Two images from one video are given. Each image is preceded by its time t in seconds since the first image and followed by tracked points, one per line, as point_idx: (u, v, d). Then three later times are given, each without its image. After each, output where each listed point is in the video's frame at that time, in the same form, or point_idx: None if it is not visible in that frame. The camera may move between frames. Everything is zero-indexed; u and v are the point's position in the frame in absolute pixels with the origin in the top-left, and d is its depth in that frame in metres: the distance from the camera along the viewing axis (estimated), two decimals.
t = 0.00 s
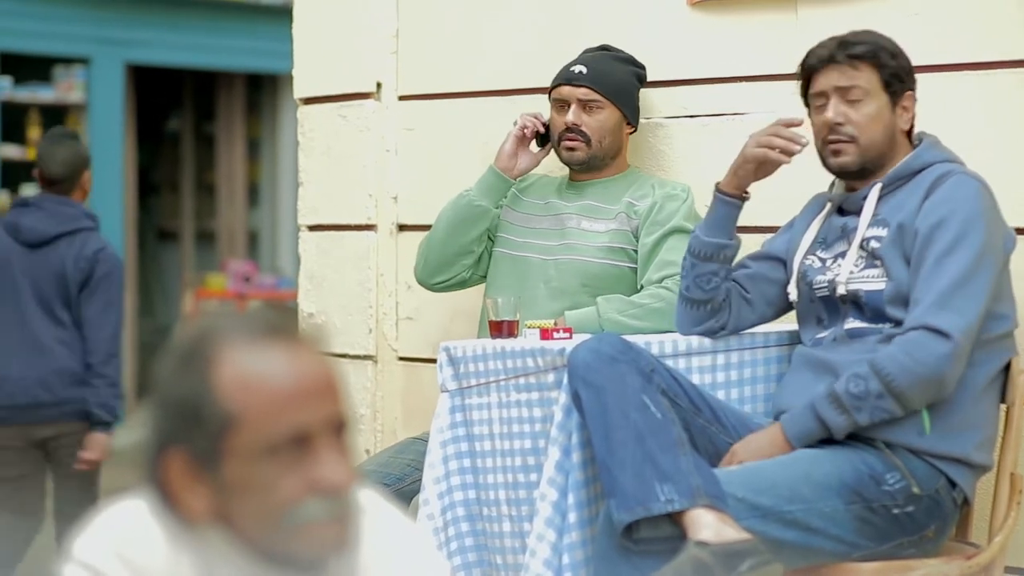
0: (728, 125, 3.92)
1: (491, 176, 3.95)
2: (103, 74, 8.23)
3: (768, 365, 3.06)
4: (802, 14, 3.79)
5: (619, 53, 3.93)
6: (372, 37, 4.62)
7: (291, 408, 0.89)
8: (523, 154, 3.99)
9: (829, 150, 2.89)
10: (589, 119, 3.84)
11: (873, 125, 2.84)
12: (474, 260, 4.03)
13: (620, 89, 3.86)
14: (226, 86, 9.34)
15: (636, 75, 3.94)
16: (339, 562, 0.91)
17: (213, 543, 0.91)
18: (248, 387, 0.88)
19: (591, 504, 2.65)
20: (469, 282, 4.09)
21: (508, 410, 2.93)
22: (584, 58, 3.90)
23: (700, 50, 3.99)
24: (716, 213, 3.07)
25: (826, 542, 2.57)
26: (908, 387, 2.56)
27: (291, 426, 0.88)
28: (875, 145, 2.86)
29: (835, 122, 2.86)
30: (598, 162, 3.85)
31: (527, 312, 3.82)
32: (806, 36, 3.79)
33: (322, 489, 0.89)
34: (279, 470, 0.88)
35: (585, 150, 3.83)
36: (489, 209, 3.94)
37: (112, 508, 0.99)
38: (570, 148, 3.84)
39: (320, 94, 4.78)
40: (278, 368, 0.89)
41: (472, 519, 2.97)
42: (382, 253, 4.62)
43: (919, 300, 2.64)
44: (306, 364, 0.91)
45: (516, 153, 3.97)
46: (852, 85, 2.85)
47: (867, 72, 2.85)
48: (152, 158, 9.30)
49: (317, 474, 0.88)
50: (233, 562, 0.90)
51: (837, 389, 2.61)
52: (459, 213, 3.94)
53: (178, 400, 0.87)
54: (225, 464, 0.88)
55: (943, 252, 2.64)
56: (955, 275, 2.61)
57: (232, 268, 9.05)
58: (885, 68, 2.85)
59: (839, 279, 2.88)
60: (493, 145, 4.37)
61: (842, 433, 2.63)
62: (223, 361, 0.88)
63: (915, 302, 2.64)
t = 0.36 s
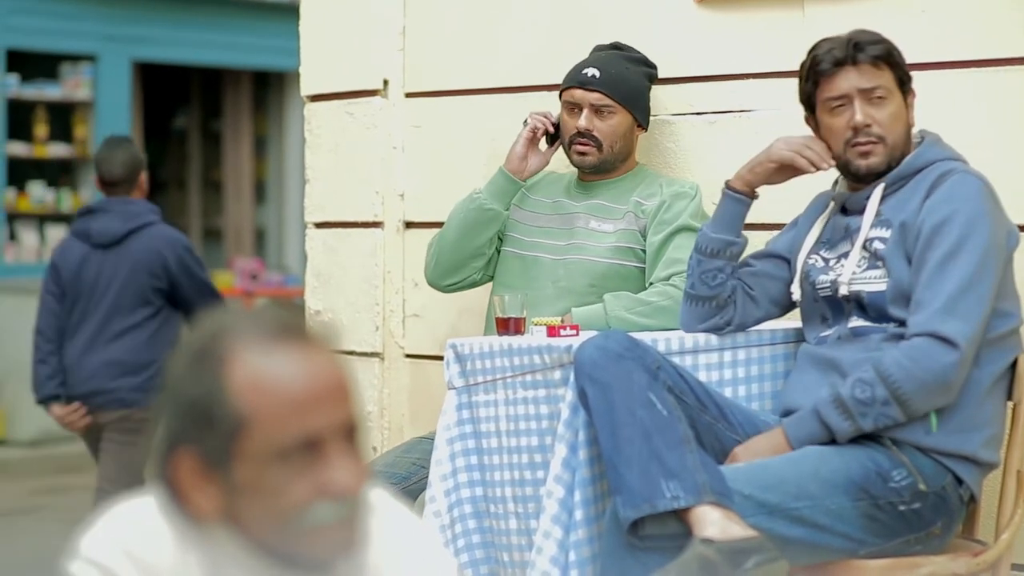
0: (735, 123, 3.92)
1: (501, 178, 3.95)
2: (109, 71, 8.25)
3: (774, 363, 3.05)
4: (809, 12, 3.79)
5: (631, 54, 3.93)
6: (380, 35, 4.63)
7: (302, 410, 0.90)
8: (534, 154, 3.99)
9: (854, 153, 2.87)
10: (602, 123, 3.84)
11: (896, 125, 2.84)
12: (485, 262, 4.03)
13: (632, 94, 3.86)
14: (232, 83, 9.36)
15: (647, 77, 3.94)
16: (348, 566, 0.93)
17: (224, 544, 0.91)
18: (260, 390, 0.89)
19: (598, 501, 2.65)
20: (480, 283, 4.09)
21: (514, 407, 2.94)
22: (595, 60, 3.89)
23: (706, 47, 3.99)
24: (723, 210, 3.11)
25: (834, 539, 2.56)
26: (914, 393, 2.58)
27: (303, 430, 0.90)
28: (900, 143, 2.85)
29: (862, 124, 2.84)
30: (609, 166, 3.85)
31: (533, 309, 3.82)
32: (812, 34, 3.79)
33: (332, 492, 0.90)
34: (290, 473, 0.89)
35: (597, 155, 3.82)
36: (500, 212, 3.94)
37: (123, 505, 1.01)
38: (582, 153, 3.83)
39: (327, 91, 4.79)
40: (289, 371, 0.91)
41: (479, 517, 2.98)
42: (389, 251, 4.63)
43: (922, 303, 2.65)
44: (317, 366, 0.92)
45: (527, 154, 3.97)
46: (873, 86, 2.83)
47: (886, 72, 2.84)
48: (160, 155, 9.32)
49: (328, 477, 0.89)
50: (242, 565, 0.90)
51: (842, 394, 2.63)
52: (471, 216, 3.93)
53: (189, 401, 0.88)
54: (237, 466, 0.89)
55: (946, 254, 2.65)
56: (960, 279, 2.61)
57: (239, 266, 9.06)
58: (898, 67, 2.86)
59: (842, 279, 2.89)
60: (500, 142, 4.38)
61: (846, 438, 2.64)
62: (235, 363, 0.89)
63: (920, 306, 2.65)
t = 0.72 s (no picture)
0: (741, 122, 3.92)
1: (507, 175, 3.95)
2: (116, 70, 8.22)
3: (781, 362, 3.04)
4: (816, 11, 3.79)
5: (632, 52, 3.92)
6: (386, 34, 4.63)
7: (308, 409, 0.91)
8: (539, 152, 3.98)
9: (861, 152, 2.87)
10: (593, 122, 3.84)
11: (902, 123, 2.84)
12: (490, 258, 4.03)
13: (624, 92, 3.86)
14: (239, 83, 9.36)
15: (647, 74, 3.92)
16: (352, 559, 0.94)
17: (228, 542, 0.91)
18: (264, 387, 0.89)
19: (605, 500, 2.65)
20: (484, 280, 4.08)
21: (522, 406, 2.93)
22: (590, 59, 3.91)
23: (713, 46, 3.98)
24: (735, 211, 3.10)
25: (840, 538, 2.56)
26: (922, 393, 2.58)
27: (307, 427, 0.90)
28: (907, 142, 2.85)
29: (868, 122, 2.83)
30: (603, 164, 3.84)
31: (539, 308, 3.82)
32: (819, 32, 3.79)
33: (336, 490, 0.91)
34: (296, 471, 0.89)
35: (590, 155, 3.82)
36: (506, 208, 3.94)
37: (128, 505, 1.00)
38: (575, 154, 3.84)
39: (334, 91, 4.79)
40: (292, 367, 0.91)
41: (486, 515, 2.97)
42: (395, 250, 4.63)
43: (931, 303, 2.64)
44: (322, 363, 0.92)
45: (532, 151, 3.97)
46: (880, 84, 2.83)
47: (892, 71, 2.84)
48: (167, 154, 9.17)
49: (333, 473, 0.90)
50: (248, 563, 0.91)
51: (850, 394, 2.62)
52: (476, 211, 3.93)
53: (194, 399, 0.87)
54: (242, 465, 0.88)
55: (954, 254, 2.64)
56: (968, 280, 2.61)
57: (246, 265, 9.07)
58: (903, 66, 2.85)
59: (849, 277, 2.88)
60: (506, 141, 4.38)
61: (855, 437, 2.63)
62: (240, 360, 0.88)
63: (929, 306, 2.64)
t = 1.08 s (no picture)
0: (747, 121, 3.92)
1: (513, 167, 3.96)
2: (121, 70, 8.21)
3: (787, 361, 3.05)
4: (821, 10, 3.78)
5: (628, 47, 3.96)
6: (392, 34, 4.64)
7: (317, 410, 0.88)
8: (544, 146, 4.00)
9: (867, 151, 2.87)
10: (585, 114, 3.88)
11: (908, 122, 2.84)
12: (491, 248, 4.02)
13: (616, 83, 3.88)
14: (244, 82, 9.33)
15: (643, 68, 3.95)
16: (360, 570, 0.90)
17: (234, 543, 0.88)
18: (272, 387, 0.86)
19: (610, 500, 2.65)
20: (485, 270, 4.07)
21: (533, 404, 2.94)
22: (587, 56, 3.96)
23: (718, 45, 3.98)
24: (743, 211, 3.09)
25: (846, 537, 2.57)
26: (928, 392, 2.58)
27: (316, 431, 0.87)
28: (913, 141, 2.85)
29: (874, 121, 2.84)
30: (596, 157, 3.85)
31: (544, 307, 3.81)
32: (825, 31, 3.78)
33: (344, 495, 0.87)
34: (301, 476, 0.86)
35: (581, 146, 3.86)
36: (508, 198, 3.95)
37: (135, 505, 1.00)
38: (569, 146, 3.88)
39: (340, 90, 4.80)
40: (302, 369, 0.88)
41: (491, 515, 2.96)
42: (401, 250, 4.63)
43: (936, 301, 2.64)
44: (334, 364, 0.89)
45: (536, 145, 3.99)
46: (885, 83, 2.83)
47: (899, 70, 2.84)
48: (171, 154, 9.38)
49: (339, 479, 0.87)
50: (250, 565, 0.87)
51: (855, 392, 2.62)
52: (478, 200, 3.95)
53: (202, 395, 0.84)
54: (248, 466, 0.85)
55: (960, 252, 2.64)
56: (974, 278, 2.61)
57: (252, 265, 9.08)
58: (909, 66, 2.86)
59: (854, 275, 2.88)
60: (512, 141, 4.38)
61: (861, 437, 2.63)
62: (249, 360, 0.86)
63: (934, 304, 2.64)
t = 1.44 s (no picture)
0: (748, 125, 3.92)
1: (511, 175, 3.98)
2: (122, 74, 8.21)
3: (788, 364, 3.05)
4: (822, 13, 3.79)
5: (619, 50, 3.97)
6: (393, 37, 4.64)
7: (318, 415, 0.91)
8: (541, 153, 4.01)
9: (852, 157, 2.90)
10: (576, 117, 3.89)
11: (891, 128, 2.85)
12: (492, 256, 4.03)
13: (606, 85, 3.88)
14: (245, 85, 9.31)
15: (634, 69, 3.95)
16: (361, 569, 0.94)
17: (233, 545, 0.92)
18: (274, 392, 0.90)
19: (612, 503, 2.65)
20: (487, 278, 4.07)
21: (530, 408, 2.93)
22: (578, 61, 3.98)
23: (718, 48, 3.98)
24: (742, 214, 3.10)
25: (847, 541, 2.56)
26: (928, 395, 2.58)
27: (315, 435, 0.91)
28: (899, 147, 2.86)
29: (856, 129, 2.86)
30: (591, 159, 3.86)
31: (545, 312, 3.82)
32: (825, 34, 3.79)
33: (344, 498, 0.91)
34: (301, 478, 0.90)
35: (575, 150, 3.86)
36: (508, 205, 3.97)
37: (135, 508, 1.02)
38: (563, 150, 3.89)
39: (341, 94, 4.81)
40: (302, 375, 0.91)
41: (492, 518, 2.96)
42: (402, 253, 4.63)
43: (937, 304, 2.64)
44: (335, 371, 0.93)
45: (533, 152, 4.00)
46: (869, 88, 2.85)
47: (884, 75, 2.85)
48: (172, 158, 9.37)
49: (338, 483, 0.91)
50: (250, 566, 0.91)
51: (856, 395, 2.62)
52: (477, 209, 3.96)
53: (205, 402, 0.88)
54: (249, 469, 0.89)
55: (961, 255, 2.64)
56: (975, 281, 2.60)
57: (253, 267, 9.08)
58: (898, 71, 2.86)
59: (855, 278, 2.88)
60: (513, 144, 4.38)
61: (862, 440, 2.63)
62: (251, 365, 0.89)
63: (935, 307, 2.64)
